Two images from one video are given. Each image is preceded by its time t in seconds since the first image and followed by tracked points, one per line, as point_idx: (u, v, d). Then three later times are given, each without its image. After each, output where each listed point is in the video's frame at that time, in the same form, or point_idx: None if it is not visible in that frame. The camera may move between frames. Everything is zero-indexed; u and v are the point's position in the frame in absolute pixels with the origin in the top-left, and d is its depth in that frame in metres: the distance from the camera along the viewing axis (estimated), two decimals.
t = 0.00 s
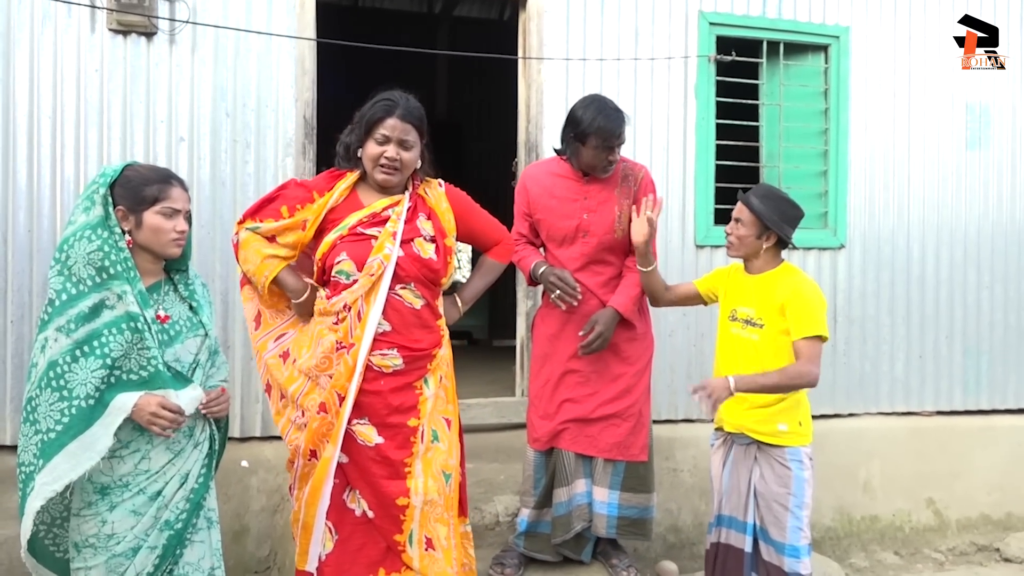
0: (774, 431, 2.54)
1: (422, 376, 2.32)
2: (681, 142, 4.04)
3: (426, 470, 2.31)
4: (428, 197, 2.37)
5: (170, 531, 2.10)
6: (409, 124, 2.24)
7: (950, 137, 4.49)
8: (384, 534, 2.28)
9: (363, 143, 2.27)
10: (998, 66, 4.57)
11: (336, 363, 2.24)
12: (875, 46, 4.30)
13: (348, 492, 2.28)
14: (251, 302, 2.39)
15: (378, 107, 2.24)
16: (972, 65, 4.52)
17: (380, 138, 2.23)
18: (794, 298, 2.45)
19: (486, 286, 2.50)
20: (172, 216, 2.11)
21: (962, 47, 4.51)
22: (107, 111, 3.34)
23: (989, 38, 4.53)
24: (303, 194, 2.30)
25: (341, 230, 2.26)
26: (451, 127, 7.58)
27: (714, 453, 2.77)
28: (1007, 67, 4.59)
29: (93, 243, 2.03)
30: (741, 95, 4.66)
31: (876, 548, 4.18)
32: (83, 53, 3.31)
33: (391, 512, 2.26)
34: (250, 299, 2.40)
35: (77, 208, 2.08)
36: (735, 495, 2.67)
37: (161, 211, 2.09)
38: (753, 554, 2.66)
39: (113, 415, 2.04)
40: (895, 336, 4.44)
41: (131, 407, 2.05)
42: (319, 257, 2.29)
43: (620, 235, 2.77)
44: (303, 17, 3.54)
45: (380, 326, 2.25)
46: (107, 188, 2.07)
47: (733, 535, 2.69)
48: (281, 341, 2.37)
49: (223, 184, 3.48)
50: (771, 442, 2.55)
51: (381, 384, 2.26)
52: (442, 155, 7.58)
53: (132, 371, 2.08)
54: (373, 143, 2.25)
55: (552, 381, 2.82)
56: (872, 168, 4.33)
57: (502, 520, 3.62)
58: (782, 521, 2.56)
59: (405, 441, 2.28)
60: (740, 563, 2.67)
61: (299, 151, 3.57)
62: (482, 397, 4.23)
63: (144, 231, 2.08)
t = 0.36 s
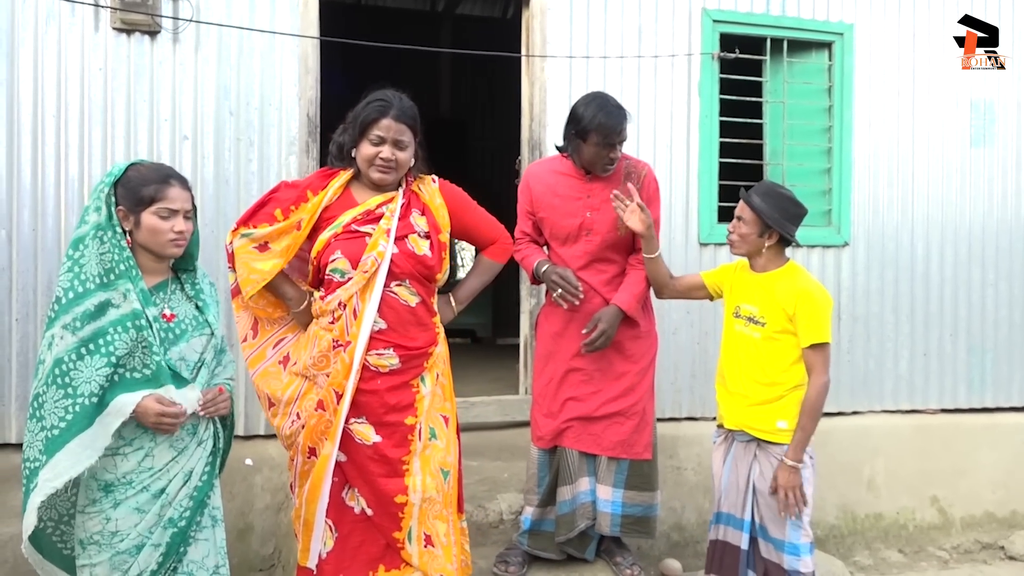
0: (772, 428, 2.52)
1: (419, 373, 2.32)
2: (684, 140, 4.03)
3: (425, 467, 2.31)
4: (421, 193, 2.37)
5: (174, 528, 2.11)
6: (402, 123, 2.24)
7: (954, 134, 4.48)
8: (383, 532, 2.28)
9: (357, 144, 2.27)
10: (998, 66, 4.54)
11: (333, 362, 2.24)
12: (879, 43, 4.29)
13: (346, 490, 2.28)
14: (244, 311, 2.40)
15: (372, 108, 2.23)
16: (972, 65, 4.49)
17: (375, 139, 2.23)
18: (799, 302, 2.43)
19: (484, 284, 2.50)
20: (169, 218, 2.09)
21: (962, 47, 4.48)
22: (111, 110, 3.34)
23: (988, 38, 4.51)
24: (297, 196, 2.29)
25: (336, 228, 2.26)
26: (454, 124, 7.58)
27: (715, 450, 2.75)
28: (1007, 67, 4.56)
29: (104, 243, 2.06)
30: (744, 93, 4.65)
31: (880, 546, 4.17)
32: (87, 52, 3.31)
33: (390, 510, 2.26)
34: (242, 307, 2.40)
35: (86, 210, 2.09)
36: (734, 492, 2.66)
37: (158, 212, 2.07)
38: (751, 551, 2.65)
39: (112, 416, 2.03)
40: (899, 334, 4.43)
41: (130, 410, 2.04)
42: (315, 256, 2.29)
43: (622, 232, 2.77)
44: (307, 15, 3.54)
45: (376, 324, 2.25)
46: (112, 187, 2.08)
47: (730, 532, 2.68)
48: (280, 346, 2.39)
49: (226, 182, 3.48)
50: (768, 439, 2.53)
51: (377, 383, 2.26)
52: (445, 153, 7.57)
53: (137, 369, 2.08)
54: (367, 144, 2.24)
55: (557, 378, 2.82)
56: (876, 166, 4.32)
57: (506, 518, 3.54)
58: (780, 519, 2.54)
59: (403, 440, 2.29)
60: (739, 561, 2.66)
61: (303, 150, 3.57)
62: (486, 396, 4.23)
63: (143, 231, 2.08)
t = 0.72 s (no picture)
0: (785, 429, 2.51)
1: (428, 373, 2.33)
2: (694, 139, 4.02)
3: (434, 467, 2.31)
4: (430, 193, 2.38)
5: (180, 528, 2.08)
6: (417, 125, 2.25)
7: (964, 133, 4.45)
8: (393, 532, 2.29)
9: (371, 147, 2.26)
10: (997, 66, 4.49)
11: (344, 362, 2.24)
12: (889, 42, 4.27)
13: (356, 490, 2.28)
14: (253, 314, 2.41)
15: (386, 110, 2.22)
16: (971, 66, 4.45)
17: (391, 142, 2.23)
18: (811, 302, 2.42)
19: (488, 286, 2.52)
20: (173, 218, 2.08)
21: (961, 48, 4.43)
22: (122, 111, 3.36)
23: (988, 39, 4.47)
24: (305, 198, 2.31)
25: (346, 228, 2.27)
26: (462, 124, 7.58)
27: (726, 450, 2.74)
28: (1007, 67, 4.51)
29: (119, 244, 2.08)
30: (754, 92, 4.64)
31: (890, 546, 4.16)
32: (97, 53, 3.33)
33: (401, 510, 2.27)
34: (251, 310, 2.42)
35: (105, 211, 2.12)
36: (746, 492, 2.64)
37: (160, 213, 2.06)
38: (764, 551, 2.64)
39: (123, 417, 2.04)
40: (910, 334, 4.42)
41: (139, 411, 2.03)
42: (324, 257, 2.30)
43: (633, 232, 2.76)
44: (315, 16, 3.55)
45: (387, 324, 2.26)
46: (125, 188, 2.09)
47: (742, 532, 2.67)
48: (289, 348, 2.39)
49: (236, 182, 3.49)
50: (781, 439, 2.52)
51: (388, 383, 2.26)
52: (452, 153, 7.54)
53: (147, 367, 2.08)
54: (383, 147, 2.24)
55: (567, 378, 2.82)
56: (886, 165, 4.30)
57: (515, 518, 3.54)
58: (793, 519, 2.53)
59: (413, 439, 2.29)
60: (751, 562, 2.65)
61: (312, 150, 3.58)
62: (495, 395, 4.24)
63: (150, 232, 2.08)
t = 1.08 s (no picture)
0: (796, 429, 2.51)
1: (438, 372, 2.33)
2: (702, 138, 4.02)
3: (444, 465, 2.32)
4: (440, 192, 2.38)
5: (185, 527, 2.06)
6: (429, 123, 2.27)
7: (973, 132, 4.44)
8: (403, 530, 2.29)
9: (384, 146, 2.26)
10: (997, 66, 4.46)
11: (356, 361, 2.25)
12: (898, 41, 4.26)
13: (367, 489, 2.29)
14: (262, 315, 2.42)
15: (399, 109, 2.23)
16: (971, 66, 4.42)
17: (406, 140, 2.24)
18: (818, 303, 2.41)
19: (495, 285, 2.53)
20: (170, 218, 2.05)
21: (961, 47, 4.40)
22: (131, 111, 3.37)
23: (988, 38, 4.43)
24: (316, 197, 2.31)
25: (359, 227, 2.27)
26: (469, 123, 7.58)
27: (735, 450, 2.73)
28: (1007, 67, 4.48)
29: (134, 244, 2.09)
30: (762, 91, 4.64)
31: (899, 546, 4.14)
32: (107, 53, 3.34)
33: (411, 509, 2.27)
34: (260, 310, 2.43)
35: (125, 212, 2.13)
36: (756, 492, 2.64)
37: (158, 213, 2.05)
38: (774, 552, 2.63)
39: (135, 410, 2.02)
40: (919, 334, 4.40)
41: (154, 405, 2.02)
42: (336, 256, 2.30)
43: (645, 231, 2.76)
44: (324, 15, 3.56)
45: (399, 322, 2.27)
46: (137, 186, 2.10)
47: (753, 532, 2.65)
48: (297, 348, 2.39)
49: (245, 182, 3.50)
50: (792, 440, 2.51)
51: (400, 382, 2.27)
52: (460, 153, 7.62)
53: (154, 364, 2.06)
54: (398, 146, 2.25)
55: (579, 379, 2.82)
56: (895, 164, 4.29)
57: (523, 517, 3.53)
58: (803, 519, 2.53)
59: (424, 438, 2.30)
60: (762, 562, 2.64)
61: (321, 149, 3.59)
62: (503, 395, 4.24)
63: (153, 232, 2.08)
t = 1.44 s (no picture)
0: (798, 431, 2.50)
1: (443, 373, 2.34)
2: (705, 139, 4.02)
3: (450, 467, 2.32)
4: (443, 195, 2.39)
5: (182, 528, 2.06)
6: (433, 121, 2.28)
7: (977, 133, 4.43)
8: (408, 532, 2.29)
9: (389, 146, 2.26)
10: (1002, 67, 4.45)
11: (363, 363, 2.25)
12: (902, 42, 4.25)
13: (372, 491, 2.29)
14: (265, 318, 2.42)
15: (403, 108, 2.24)
16: (974, 66, 4.40)
17: (412, 138, 2.25)
18: (820, 304, 2.41)
19: (497, 286, 2.52)
20: (170, 220, 2.06)
21: (965, 48, 4.38)
22: (135, 112, 3.38)
23: (992, 39, 4.42)
24: (321, 199, 2.31)
25: (364, 230, 2.27)
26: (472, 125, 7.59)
27: (737, 454, 2.70)
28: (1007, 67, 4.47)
29: (141, 246, 2.09)
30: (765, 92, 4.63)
31: (903, 548, 4.12)
32: (111, 54, 3.35)
33: (417, 510, 2.27)
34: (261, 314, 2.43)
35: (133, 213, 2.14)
36: (760, 496, 2.61)
37: (159, 215, 2.05)
38: (779, 555, 2.60)
39: (140, 407, 2.02)
40: (922, 335, 4.40)
41: (154, 398, 2.03)
42: (341, 258, 2.30)
43: (650, 233, 2.76)
44: (328, 17, 3.57)
45: (406, 324, 2.27)
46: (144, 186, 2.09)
47: (757, 536, 2.62)
48: (299, 351, 2.40)
49: (248, 183, 3.51)
50: (794, 442, 2.50)
51: (407, 383, 2.27)
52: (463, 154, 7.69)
53: (155, 365, 2.06)
54: (403, 146, 2.25)
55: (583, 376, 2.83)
56: (899, 165, 4.28)
57: (526, 518, 3.50)
58: (808, 521, 2.50)
59: (430, 439, 2.30)
60: (767, 564, 2.60)
61: (324, 151, 3.60)
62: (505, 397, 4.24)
63: (155, 234, 2.09)
